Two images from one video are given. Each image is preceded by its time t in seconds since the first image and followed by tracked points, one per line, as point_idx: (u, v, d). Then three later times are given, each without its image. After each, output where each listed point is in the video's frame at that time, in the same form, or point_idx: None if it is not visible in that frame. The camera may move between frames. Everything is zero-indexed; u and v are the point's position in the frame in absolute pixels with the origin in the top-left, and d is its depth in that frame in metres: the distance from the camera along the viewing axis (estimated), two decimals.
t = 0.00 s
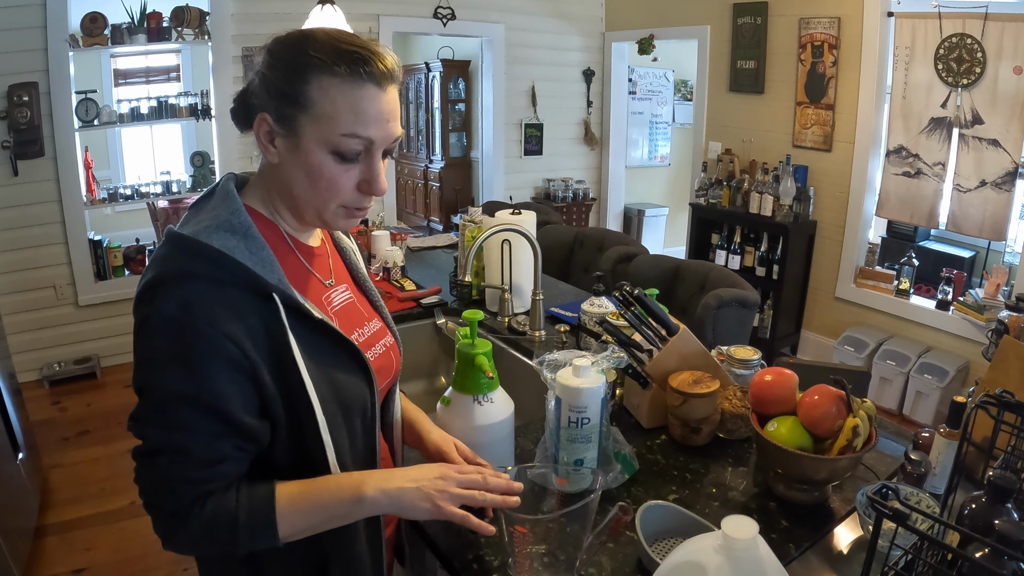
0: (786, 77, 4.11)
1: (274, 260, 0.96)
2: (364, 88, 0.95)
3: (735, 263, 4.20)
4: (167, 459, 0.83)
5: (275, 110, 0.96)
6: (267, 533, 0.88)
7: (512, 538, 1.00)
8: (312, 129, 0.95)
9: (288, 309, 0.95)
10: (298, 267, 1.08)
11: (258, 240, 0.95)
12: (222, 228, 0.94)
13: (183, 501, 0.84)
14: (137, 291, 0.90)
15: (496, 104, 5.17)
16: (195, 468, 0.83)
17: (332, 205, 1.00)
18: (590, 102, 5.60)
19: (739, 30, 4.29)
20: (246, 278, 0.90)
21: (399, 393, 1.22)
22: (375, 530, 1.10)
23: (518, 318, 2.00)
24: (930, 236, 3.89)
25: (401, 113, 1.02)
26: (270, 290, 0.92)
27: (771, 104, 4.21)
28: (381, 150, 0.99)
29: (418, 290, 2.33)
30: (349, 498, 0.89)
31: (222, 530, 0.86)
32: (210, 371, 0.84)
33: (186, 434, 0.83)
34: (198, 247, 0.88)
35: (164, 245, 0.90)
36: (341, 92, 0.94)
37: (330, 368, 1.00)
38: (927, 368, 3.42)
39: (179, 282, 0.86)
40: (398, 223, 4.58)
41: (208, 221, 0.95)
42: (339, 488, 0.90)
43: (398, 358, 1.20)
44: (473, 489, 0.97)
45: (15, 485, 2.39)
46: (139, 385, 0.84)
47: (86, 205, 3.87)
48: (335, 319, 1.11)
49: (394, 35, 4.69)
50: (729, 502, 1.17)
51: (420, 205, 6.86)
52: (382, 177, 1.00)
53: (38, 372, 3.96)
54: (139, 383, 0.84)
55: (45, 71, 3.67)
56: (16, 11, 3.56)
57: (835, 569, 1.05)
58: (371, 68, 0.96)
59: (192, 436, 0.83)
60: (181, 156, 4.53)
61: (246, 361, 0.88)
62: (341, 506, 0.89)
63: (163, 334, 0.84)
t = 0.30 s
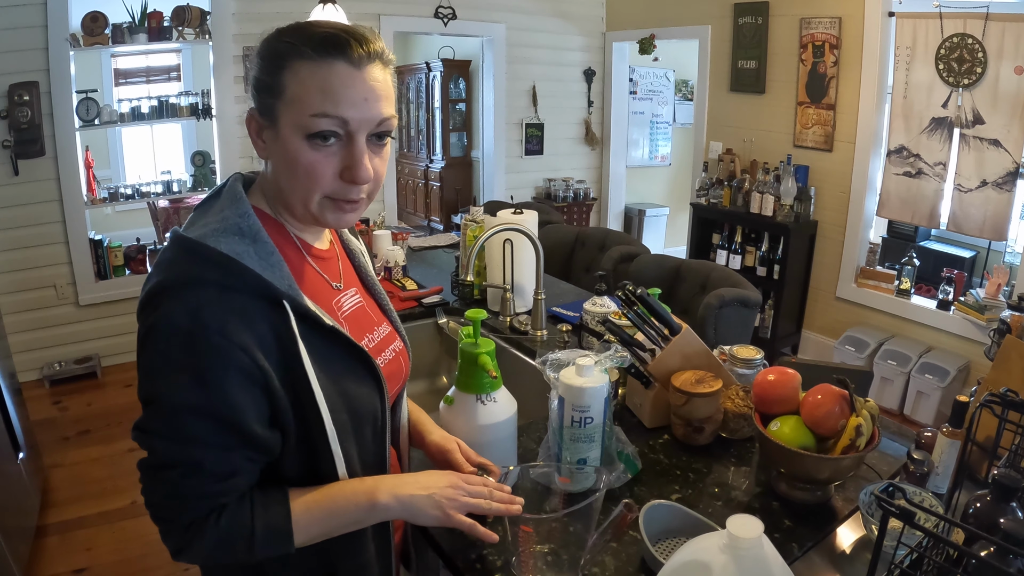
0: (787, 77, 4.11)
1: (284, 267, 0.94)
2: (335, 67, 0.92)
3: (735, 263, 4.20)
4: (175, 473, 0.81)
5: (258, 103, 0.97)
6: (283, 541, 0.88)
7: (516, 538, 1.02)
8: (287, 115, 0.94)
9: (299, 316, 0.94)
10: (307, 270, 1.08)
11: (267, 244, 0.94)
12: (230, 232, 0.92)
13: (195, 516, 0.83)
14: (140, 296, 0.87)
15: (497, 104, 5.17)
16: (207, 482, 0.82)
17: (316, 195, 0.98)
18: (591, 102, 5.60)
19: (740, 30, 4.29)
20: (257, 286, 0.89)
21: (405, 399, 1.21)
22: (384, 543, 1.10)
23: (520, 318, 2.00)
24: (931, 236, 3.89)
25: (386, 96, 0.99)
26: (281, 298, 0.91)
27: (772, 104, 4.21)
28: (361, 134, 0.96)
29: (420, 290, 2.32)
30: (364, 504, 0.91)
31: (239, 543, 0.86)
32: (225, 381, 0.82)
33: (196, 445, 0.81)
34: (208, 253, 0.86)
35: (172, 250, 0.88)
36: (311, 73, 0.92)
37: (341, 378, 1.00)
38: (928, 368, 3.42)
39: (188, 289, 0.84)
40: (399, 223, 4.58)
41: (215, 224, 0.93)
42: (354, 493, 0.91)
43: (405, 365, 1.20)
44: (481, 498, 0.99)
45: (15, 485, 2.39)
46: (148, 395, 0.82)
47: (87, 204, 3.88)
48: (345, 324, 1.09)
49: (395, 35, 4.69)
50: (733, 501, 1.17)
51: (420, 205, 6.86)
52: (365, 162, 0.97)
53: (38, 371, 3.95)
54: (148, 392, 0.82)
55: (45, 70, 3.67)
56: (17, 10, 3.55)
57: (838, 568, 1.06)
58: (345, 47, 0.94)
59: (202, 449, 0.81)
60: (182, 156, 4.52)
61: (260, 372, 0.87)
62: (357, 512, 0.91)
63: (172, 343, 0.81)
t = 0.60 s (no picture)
0: (787, 77, 4.11)
1: (291, 269, 0.95)
2: (333, 66, 0.92)
3: (736, 263, 4.20)
4: (184, 479, 0.81)
5: (259, 102, 0.97)
6: (295, 543, 0.87)
7: (517, 537, 1.00)
8: (284, 114, 0.94)
9: (307, 318, 0.94)
10: (312, 271, 1.07)
11: (274, 245, 0.94)
12: (236, 232, 0.91)
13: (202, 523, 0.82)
14: (144, 297, 0.87)
15: (497, 104, 5.17)
16: (215, 486, 0.82)
17: (314, 197, 0.98)
18: (592, 102, 5.60)
19: (740, 30, 4.29)
20: (266, 287, 0.89)
21: (407, 401, 1.20)
22: (388, 545, 1.11)
23: (521, 318, 2.00)
24: (931, 236, 3.89)
25: (386, 96, 0.98)
26: (290, 299, 0.91)
27: (772, 104, 4.21)
28: (358, 134, 0.95)
29: (420, 290, 2.32)
30: (376, 495, 0.89)
31: (240, 547, 0.85)
32: (235, 385, 0.82)
33: (206, 451, 0.81)
34: (215, 255, 0.86)
35: (178, 250, 0.87)
36: (308, 72, 0.92)
37: (349, 381, 1.00)
38: (928, 368, 3.41)
39: (196, 290, 0.83)
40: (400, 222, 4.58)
41: (220, 224, 0.92)
42: (366, 484, 0.90)
43: (409, 366, 1.20)
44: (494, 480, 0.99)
45: (16, 485, 2.39)
46: (153, 401, 0.81)
47: (87, 204, 3.87)
48: (351, 326, 1.09)
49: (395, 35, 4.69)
50: (734, 501, 1.17)
51: (420, 205, 6.86)
52: (361, 163, 0.96)
53: (38, 370, 3.95)
54: (153, 398, 0.81)
55: (46, 70, 3.67)
56: (17, 10, 3.55)
57: (840, 568, 1.06)
58: (344, 45, 0.93)
59: (210, 454, 0.81)
60: (182, 156, 4.52)
61: (269, 374, 0.87)
62: (369, 506, 0.89)
63: (179, 346, 0.80)
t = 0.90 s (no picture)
0: (787, 77, 4.11)
1: (295, 267, 0.95)
2: (335, 65, 0.92)
3: (736, 263, 4.20)
4: (194, 483, 0.80)
5: (258, 102, 0.96)
6: (305, 536, 0.87)
7: (518, 537, 1.00)
8: (286, 115, 0.94)
9: (312, 317, 0.94)
10: (313, 270, 1.07)
11: (276, 244, 0.93)
12: (238, 232, 0.91)
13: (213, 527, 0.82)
14: (147, 298, 0.86)
15: (497, 104, 5.17)
16: (224, 488, 0.81)
17: (316, 198, 0.98)
18: (592, 102, 5.60)
19: (740, 30, 4.29)
20: (270, 286, 0.89)
21: (406, 402, 1.20)
22: (389, 547, 1.11)
23: (521, 318, 1.99)
24: (931, 236, 3.89)
25: (389, 96, 0.98)
26: (295, 298, 0.91)
27: (772, 104, 4.21)
28: (361, 134, 0.95)
29: (420, 290, 2.32)
30: (382, 482, 0.89)
31: (242, 553, 0.84)
32: (242, 386, 0.82)
33: (215, 453, 0.80)
34: (219, 254, 0.86)
35: (179, 250, 0.87)
36: (310, 72, 0.92)
37: (353, 381, 1.00)
38: (929, 368, 3.41)
39: (200, 290, 0.83)
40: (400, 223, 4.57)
41: (222, 223, 0.92)
42: (371, 473, 0.90)
43: (409, 365, 1.20)
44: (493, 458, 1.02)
45: (16, 485, 2.39)
46: (159, 403, 0.80)
47: (87, 204, 3.87)
48: (353, 325, 1.09)
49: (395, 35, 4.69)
50: (734, 501, 1.17)
51: (420, 205, 6.86)
52: (365, 163, 0.96)
53: (39, 370, 3.95)
54: (159, 400, 0.80)
55: (46, 70, 3.67)
56: (17, 10, 3.55)
57: (840, 569, 1.06)
58: (346, 44, 0.93)
59: (218, 455, 0.81)
60: (182, 156, 4.51)
61: (275, 375, 0.87)
62: (377, 493, 0.90)
63: (184, 346, 0.80)
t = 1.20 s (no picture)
0: (787, 77, 4.10)
1: (286, 268, 0.94)
2: (391, 77, 0.94)
3: (736, 263, 4.20)
4: (190, 490, 0.80)
5: (294, 105, 0.91)
6: (305, 533, 0.86)
7: (515, 537, 0.99)
8: (341, 123, 0.92)
9: (306, 319, 0.94)
10: (306, 271, 1.07)
11: (267, 246, 0.93)
12: (228, 234, 0.91)
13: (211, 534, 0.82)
14: (139, 305, 0.86)
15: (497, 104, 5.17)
16: (222, 493, 0.81)
17: (358, 202, 0.98)
18: (592, 101, 5.60)
19: (740, 29, 4.28)
20: (263, 289, 0.88)
21: (401, 400, 1.19)
22: (388, 548, 1.10)
23: (520, 318, 1.99)
24: (931, 235, 3.88)
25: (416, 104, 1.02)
26: (288, 300, 0.91)
27: (772, 104, 4.21)
28: (404, 141, 0.99)
29: (419, 289, 2.32)
30: (371, 465, 0.86)
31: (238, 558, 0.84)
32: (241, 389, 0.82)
33: (212, 459, 0.80)
34: (209, 258, 0.86)
35: (171, 255, 0.87)
36: (370, 83, 0.92)
37: (349, 381, 1.00)
38: (928, 368, 3.41)
39: (193, 296, 0.83)
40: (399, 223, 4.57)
41: (212, 225, 0.92)
42: (361, 456, 0.87)
43: (403, 364, 1.20)
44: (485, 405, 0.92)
45: (15, 485, 2.38)
46: (156, 412, 0.81)
47: (86, 204, 3.87)
48: (345, 325, 1.09)
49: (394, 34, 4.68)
50: (733, 501, 1.17)
51: (420, 205, 6.86)
52: (406, 169, 1.01)
53: (38, 370, 3.95)
54: (155, 409, 0.81)
55: (46, 69, 3.67)
56: (16, 9, 3.55)
57: (839, 569, 1.05)
58: (393, 55, 0.95)
59: (214, 461, 0.80)
60: (182, 155, 4.51)
61: (271, 378, 0.87)
62: (368, 478, 0.87)
63: (177, 353, 0.80)
